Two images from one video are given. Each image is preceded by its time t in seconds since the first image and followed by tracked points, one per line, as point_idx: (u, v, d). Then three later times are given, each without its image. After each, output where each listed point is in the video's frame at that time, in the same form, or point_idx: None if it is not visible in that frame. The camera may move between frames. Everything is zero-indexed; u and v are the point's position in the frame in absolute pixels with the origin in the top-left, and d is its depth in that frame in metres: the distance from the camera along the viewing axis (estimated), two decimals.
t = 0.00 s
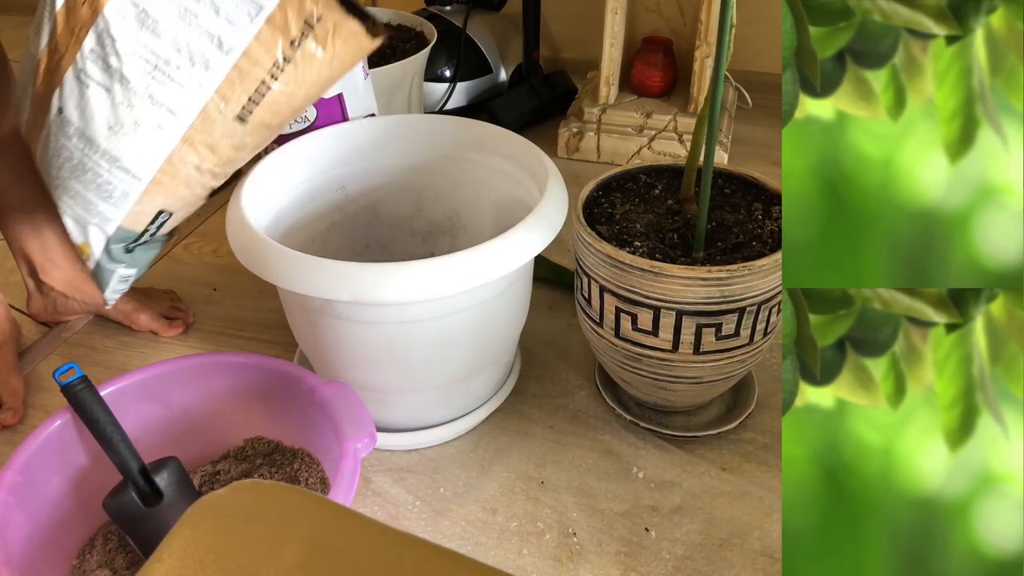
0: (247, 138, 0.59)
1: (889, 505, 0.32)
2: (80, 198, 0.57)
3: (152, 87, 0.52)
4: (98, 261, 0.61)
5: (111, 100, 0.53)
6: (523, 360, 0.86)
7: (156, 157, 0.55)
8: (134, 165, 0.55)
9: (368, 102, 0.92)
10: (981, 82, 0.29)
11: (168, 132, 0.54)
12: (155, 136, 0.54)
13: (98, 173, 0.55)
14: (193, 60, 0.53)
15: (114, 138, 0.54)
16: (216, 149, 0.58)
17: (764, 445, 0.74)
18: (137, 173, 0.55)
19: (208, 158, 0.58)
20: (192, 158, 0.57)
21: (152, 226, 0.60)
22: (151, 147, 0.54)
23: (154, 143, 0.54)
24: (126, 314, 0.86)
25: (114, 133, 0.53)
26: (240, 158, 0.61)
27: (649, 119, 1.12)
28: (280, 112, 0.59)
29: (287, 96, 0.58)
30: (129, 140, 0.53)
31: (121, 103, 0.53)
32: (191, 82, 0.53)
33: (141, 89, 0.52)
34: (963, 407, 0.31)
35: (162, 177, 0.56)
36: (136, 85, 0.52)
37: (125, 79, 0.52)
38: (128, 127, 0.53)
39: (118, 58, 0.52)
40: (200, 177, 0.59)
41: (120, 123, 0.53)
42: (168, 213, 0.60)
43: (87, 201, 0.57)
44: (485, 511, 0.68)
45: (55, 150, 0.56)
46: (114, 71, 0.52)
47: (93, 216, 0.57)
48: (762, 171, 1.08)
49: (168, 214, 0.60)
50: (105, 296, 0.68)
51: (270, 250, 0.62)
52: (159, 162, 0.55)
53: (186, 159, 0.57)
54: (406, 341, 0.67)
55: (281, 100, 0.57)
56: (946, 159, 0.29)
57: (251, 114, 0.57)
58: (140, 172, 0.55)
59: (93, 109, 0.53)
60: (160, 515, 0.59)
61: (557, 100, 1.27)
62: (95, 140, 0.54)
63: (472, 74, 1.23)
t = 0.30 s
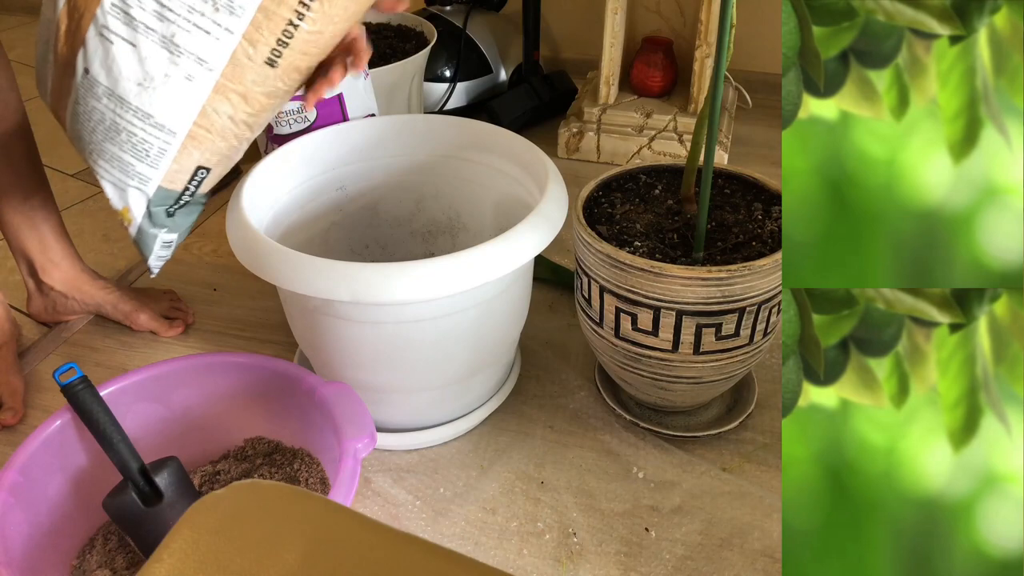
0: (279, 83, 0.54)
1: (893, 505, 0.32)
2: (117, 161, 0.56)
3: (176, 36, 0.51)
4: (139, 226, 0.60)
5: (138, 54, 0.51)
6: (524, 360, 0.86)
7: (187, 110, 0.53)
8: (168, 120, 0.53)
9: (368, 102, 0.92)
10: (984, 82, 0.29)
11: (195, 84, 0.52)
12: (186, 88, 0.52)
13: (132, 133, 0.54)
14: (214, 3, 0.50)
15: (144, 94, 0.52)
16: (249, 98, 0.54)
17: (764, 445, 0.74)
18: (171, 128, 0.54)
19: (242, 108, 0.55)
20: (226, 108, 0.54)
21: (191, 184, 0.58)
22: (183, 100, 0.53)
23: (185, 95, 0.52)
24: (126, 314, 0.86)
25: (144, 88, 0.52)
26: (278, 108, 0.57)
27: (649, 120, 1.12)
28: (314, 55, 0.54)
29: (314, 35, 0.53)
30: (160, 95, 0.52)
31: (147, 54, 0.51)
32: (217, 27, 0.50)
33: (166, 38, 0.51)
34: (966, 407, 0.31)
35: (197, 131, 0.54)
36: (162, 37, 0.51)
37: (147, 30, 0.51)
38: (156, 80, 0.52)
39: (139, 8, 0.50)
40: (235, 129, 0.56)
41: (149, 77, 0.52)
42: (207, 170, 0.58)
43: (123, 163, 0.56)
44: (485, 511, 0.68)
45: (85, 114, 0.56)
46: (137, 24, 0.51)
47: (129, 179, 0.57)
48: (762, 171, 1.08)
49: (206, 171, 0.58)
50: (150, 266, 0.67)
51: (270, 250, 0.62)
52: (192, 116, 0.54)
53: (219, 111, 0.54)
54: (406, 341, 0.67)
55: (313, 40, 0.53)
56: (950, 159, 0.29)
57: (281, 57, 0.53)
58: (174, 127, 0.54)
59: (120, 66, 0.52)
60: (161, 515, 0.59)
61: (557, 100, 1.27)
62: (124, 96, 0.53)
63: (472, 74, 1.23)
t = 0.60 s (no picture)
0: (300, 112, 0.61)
1: (897, 505, 0.32)
2: (142, 184, 0.62)
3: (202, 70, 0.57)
4: (162, 245, 0.66)
5: (165, 84, 0.58)
6: (524, 360, 0.86)
7: (211, 139, 0.60)
8: (193, 148, 0.60)
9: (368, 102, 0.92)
10: (988, 82, 0.29)
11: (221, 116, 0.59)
12: (211, 119, 0.59)
13: (158, 158, 0.60)
14: (237, 44, 0.57)
15: (172, 122, 0.58)
16: (270, 128, 0.61)
17: (764, 445, 0.74)
18: (197, 155, 0.60)
19: (264, 135, 0.61)
20: (248, 137, 0.61)
21: (213, 206, 0.65)
22: (209, 130, 0.59)
23: (210, 125, 0.59)
24: (126, 314, 0.86)
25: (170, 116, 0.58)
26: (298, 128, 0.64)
27: (649, 120, 1.12)
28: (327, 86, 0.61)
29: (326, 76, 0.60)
30: (186, 123, 0.59)
31: (175, 86, 0.58)
32: (243, 64, 0.57)
33: (194, 72, 0.57)
34: (970, 406, 0.31)
35: (220, 157, 0.61)
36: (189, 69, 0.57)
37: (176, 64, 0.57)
38: (183, 109, 0.58)
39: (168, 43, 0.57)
40: (257, 154, 0.63)
41: (175, 106, 0.58)
42: (228, 193, 0.64)
43: (148, 188, 0.62)
44: (485, 511, 0.68)
45: (111, 137, 0.61)
46: (166, 58, 0.57)
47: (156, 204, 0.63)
48: (762, 171, 1.08)
49: (227, 194, 0.65)
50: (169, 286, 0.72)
51: (271, 250, 0.62)
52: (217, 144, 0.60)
53: (241, 139, 0.61)
54: (407, 341, 0.67)
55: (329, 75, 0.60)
56: (954, 159, 0.29)
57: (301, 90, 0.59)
58: (198, 153, 0.60)
59: (149, 96, 0.58)
60: (161, 515, 0.59)
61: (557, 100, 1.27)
62: (152, 124, 0.59)
63: (472, 74, 1.23)
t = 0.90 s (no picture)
0: (297, 124, 0.61)
1: (901, 506, 0.32)
2: (132, 180, 0.61)
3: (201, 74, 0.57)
4: (148, 242, 0.65)
5: (163, 84, 0.57)
6: (524, 360, 0.86)
7: (205, 142, 0.60)
8: (186, 149, 0.59)
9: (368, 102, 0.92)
10: (991, 82, 0.29)
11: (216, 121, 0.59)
12: (207, 122, 0.59)
13: (149, 157, 0.60)
14: (239, 52, 0.57)
15: (168, 122, 0.58)
16: (265, 137, 0.61)
17: (764, 445, 0.74)
18: (189, 157, 0.60)
19: (257, 144, 0.61)
20: (241, 144, 0.61)
21: (202, 209, 0.64)
22: (204, 134, 0.59)
23: (204, 128, 0.59)
24: (126, 314, 0.86)
25: (166, 116, 0.58)
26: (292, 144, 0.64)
27: (649, 120, 1.12)
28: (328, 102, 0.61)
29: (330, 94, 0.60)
30: (181, 124, 0.58)
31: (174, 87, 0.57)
32: (243, 72, 0.57)
33: (193, 75, 0.57)
34: (974, 406, 0.31)
35: (212, 161, 0.61)
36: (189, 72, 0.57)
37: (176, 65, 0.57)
38: (179, 110, 0.58)
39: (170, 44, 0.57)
40: (250, 161, 0.62)
41: (172, 107, 0.58)
42: (217, 197, 0.64)
43: (137, 185, 0.61)
44: (485, 511, 0.68)
45: (107, 131, 0.61)
46: (167, 58, 0.57)
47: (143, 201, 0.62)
48: (762, 171, 1.08)
49: (217, 198, 0.64)
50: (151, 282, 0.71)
51: (271, 250, 0.62)
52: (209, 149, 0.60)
53: (234, 145, 0.61)
54: (408, 341, 0.67)
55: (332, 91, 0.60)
56: (958, 159, 0.29)
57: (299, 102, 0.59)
58: (191, 156, 0.60)
59: (146, 95, 0.58)
60: (161, 515, 0.59)
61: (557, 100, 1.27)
62: (147, 122, 0.59)
63: (472, 74, 1.23)
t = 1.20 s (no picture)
0: (295, 120, 0.61)
1: (905, 505, 0.32)
2: (130, 170, 0.62)
3: (197, 66, 0.57)
4: (146, 231, 0.66)
5: (160, 76, 0.58)
6: (524, 360, 0.86)
7: (201, 135, 0.60)
8: (181, 142, 0.60)
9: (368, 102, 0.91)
10: (996, 82, 0.29)
11: (211, 114, 0.58)
12: (201, 115, 0.58)
13: (146, 148, 0.60)
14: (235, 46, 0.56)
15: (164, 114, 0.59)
16: (261, 132, 0.61)
17: (764, 445, 0.74)
18: (184, 150, 0.60)
19: (253, 139, 0.61)
20: (237, 138, 0.60)
21: (199, 202, 0.65)
22: (199, 127, 0.59)
23: (200, 120, 0.59)
24: (126, 314, 0.85)
25: (162, 107, 0.58)
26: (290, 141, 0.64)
27: (649, 120, 1.12)
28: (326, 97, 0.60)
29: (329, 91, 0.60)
30: (176, 116, 0.59)
31: (170, 78, 0.57)
32: (238, 64, 0.57)
33: (189, 67, 0.57)
34: (977, 406, 0.31)
35: (207, 154, 0.61)
36: (185, 63, 0.57)
37: (173, 57, 0.57)
38: (174, 101, 0.58)
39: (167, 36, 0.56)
40: (246, 156, 0.62)
41: (168, 98, 0.58)
42: (214, 190, 0.64)
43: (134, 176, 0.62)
44: (485, 511, 0.68)
45: (108, 118, 0.62)
46: (163, 49, 0.57)
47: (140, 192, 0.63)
48: (761, 171, 1.08)
49: (214, 191, 0.64)
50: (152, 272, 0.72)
51: (271, 250, 0.62)
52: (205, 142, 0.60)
53: (230, 139, 0.60)
54: (408, 341, 0.67)
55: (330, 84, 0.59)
56: (961, 159, 0.29)
57: (296, 97, 0.59)
58: (187, 148, 0.60)
59: (144, 85, 0.58)
60: (161, 515, 0.59)
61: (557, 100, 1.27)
62: (145, 112, 0.59)
63: (472, 74, 1.23)
